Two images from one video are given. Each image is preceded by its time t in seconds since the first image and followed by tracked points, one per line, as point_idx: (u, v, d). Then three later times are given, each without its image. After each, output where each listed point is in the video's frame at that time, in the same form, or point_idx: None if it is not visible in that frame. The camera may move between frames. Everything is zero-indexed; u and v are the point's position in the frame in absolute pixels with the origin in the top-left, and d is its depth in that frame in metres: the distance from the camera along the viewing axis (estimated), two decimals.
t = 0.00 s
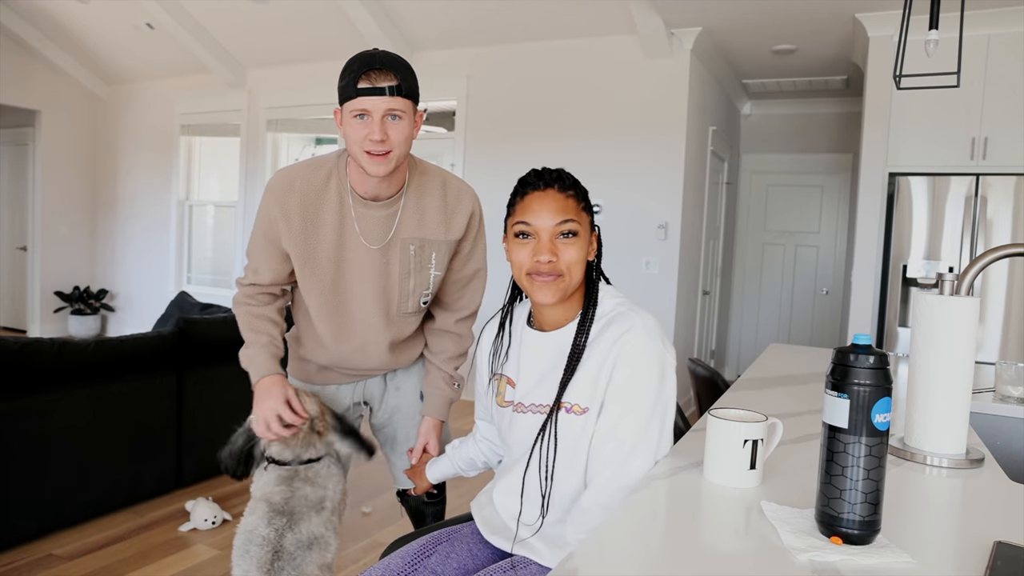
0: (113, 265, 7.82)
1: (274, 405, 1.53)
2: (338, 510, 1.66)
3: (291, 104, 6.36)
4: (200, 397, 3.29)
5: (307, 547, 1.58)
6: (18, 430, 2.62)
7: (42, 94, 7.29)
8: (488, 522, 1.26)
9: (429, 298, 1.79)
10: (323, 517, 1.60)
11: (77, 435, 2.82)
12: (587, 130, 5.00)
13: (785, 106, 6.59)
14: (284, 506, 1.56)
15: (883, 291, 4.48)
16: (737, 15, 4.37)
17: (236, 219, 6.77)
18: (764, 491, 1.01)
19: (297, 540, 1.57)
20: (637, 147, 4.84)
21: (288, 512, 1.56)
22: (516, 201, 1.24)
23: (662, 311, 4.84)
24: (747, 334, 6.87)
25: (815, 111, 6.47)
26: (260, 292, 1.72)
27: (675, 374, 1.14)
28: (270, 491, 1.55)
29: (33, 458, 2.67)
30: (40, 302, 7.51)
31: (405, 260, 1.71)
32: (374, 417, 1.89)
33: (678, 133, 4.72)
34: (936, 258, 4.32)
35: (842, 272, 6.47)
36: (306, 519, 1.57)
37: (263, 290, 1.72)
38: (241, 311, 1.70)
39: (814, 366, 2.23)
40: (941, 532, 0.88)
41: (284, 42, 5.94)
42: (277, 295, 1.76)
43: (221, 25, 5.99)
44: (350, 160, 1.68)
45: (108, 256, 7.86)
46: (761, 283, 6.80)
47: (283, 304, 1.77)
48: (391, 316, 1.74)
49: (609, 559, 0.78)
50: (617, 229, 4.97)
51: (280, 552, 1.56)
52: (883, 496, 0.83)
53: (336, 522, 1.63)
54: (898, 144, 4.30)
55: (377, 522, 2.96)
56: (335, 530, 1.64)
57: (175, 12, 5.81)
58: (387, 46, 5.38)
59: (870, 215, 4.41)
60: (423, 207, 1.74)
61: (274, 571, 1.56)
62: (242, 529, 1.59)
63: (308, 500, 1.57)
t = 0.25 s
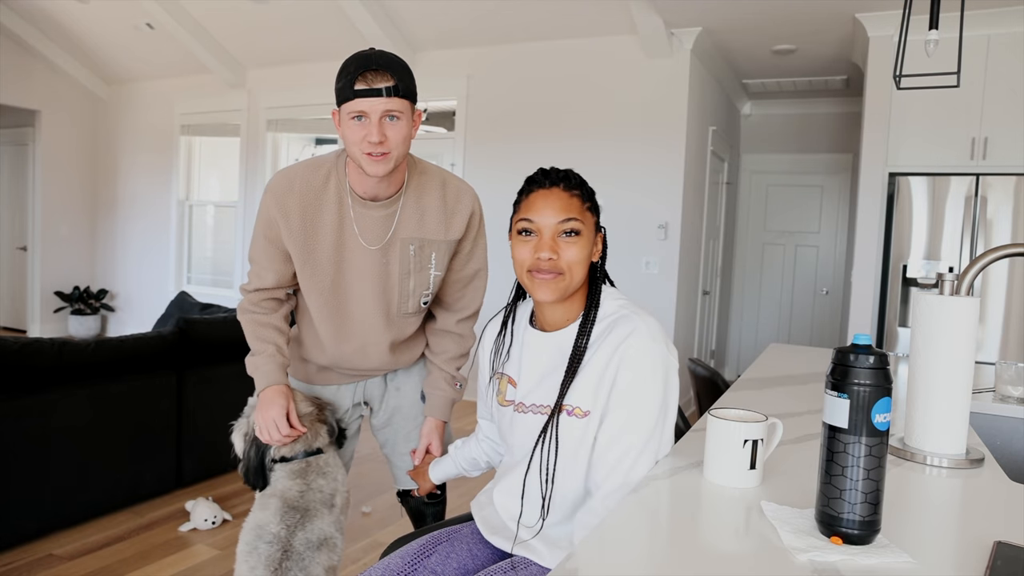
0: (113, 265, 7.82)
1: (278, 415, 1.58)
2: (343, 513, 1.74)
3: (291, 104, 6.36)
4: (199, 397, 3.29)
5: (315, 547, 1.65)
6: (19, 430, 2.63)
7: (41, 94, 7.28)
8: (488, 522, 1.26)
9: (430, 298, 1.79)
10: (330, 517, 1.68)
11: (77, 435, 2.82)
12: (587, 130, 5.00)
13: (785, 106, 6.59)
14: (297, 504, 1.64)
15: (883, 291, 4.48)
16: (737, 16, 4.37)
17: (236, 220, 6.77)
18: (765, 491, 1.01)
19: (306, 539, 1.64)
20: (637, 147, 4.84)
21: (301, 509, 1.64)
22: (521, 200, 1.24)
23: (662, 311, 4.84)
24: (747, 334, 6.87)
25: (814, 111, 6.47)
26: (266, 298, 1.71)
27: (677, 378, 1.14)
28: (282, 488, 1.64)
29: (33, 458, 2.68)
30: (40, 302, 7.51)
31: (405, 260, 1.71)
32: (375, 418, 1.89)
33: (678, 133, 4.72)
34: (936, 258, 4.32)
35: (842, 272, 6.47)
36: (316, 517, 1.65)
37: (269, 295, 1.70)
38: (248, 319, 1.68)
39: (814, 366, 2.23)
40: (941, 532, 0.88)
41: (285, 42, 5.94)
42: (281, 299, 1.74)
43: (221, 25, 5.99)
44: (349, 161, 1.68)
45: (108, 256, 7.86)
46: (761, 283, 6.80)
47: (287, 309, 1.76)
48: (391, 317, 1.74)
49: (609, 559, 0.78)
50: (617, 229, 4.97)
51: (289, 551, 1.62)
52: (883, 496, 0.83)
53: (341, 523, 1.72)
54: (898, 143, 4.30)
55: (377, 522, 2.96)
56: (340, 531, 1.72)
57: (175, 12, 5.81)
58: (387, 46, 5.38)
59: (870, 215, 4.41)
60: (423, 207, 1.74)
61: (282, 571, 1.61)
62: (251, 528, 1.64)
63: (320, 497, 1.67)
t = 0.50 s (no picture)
0: (113, 265, 7.82)
1: (280, 418, 1.59)
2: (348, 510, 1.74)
3: (291, 104, 6.36)
4: (199, 397, 3.29)
5: (324, 545, 1.65)
6: (19, 430, 2.62)
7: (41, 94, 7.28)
8: (488, 522, 1.26)
9: (431, 299, 1.79)
10: (338, 513, 1.69)
11: (77, 435, 2.82)
12: (587, 130, 5.00)
13: (785, 106, 6.59)
14: (307, 500, 1.64)
15: (883, 292, 4.48)
16: (737, 16, 4.37)
17: (236, 220, 6.77)
18: (765, 491, 1.01)
19: (316, 537, 1.64)
20: (637, 147, 4.84)
21: (311, 504, 1.64)
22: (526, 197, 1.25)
23: (661, 310, 4.84)
24: (747, 334, 6.87)
25: (815, 111, 6.47)
26: (267, 301, 1.70)
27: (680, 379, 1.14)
28: (289, 485, 1.64)
29: (33, 458, 2.68)
30: (40, 302, 7.51)
31: (405, 261, 1.72)
32: (375, 418, 1.89)
33: (678, 133, 4.72)
34: (936, 258, 4.32)
35: (842, 272, 6.47)
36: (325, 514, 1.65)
37: (269, 298, 1.70)
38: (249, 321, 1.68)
39: (814, 366, 2.23)
40: (941, 532, 0.88)
41: (285, 42, 5.94)
42: (282, 302, 1.74)
43: (221, 25, 5.99)
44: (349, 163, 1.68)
45: (108, 256, 7.86)
46: (761, 283, 6.80)
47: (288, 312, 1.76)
48: (392, 318, 1.74)
49: (608, 558, 0.78)
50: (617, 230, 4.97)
51: (299, 549, 1.61)
52: (883, 496, 0.83)
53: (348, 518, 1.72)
54: (898, 144, 4.30)
55: (377, 522, 2.97)
56: (347, 528, 1.72)
57: (175, 12, 5.81)
58: (387, 46, 5.38)
59: (870, 215, 4.41)
60: (423, 208, 1.74)
61: (291, 570, 1.61)
62: (261, 524, 1.64)
63: (329, 491, 1.68)
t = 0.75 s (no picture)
0: (113, 265, 7.82)
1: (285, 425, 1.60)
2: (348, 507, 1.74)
3: (291, 104, 6.36)
4: (199, 397, 3.29)
5: (326, 543, 1.65)
6: (18, 430, 2.62)
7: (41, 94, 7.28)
8: (488, 522, 1.26)
9: (431, 299, 1.79)
10: (339, 509, 1.69)
11: (77, 435, 2.82)
12: (587, 130, 5.00)
13: (785, 106, 6.59)
14: (308, 497, 1.65)
15: (883, 292, 4.48)
16: (737, 16, 4.37)
17: (236, 220, 6.77)
18: (765, 491, 1.01)
19: (317, 535, 1.64)
20: (637, 147, 4.84)
21: (312, 502, 1.65)
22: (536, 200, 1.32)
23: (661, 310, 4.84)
24: (747, 333, 6.87)
25: (815, 111, 6.47)
26: (269, 302, 1.70)
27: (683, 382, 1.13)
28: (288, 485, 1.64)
29: (33, 458, 2.68)
30: (40, 302, 7.51)
31: (406, 262, 1.72)
32: (375, 418, 1.90)
33: (679, 133, 4.72)
34: (936, 258, 4.32)
35: (842, 272, 6.47)
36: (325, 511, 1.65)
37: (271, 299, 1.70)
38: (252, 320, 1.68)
39: (814, 366, 2.23)
40: (941, 532, 0.88)
41: (285, 42, 5.94)
42: (283, 302, 1.74)
43: (221, 25, 5.99)
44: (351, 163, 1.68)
45: (108, 256, 7.86)
46: (761, 284, 6.80)
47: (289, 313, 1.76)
48: (392, 318, 1.75)
49: (609, 557, 0.78)
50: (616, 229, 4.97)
51: (301, 548, 1.62)
52: (883, 496, 0.83)
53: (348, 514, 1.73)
54: (898, 143, 4.30)
55: (377, 522, 2.97)
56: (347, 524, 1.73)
57: (175, 12, 5.81)
58: (387, 47, 5.38)
59: (870, 216, 4.41)
60: (424, 209, 1.74)
61: (293, 570, 1.61)
62: (262, 525, 1.63)
63: (330, 487, 1.68)
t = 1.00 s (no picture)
0: (113, 265, 7.82)
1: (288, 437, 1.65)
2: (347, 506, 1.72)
3: (291, 104, 6.36)
4: (199, 396, 3.29)
5: (325, 543, 1.62)
6: (19, 430, 2.62)
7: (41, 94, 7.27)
8: (488, 522, 1.26)
9: (431, 300, 1.79)
10: (337, 507, 1.67)
11: (77, 435, 2.82)
12: (587, 130, 5.00)
13: (785, 106, 6.59)
14: (306, 496, 1.63)
15: (883, 292, 4.48)
16: (737, 15, 4.37)
17: (236, 220, 6.77)
18: (765, 491, 1.01)
19: (317, 534, 1.61)
20: (637, 146, 4.84)
21: (311, 501, 1.63)
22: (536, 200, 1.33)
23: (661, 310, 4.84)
24: (747, 333, 6.87)
25: (815, 111, 6.47)
26: (274, 309, 1.70)
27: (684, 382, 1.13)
28: (285, 482, 1.63)
29: (33, 458, 2.68)
30: (40, 302, 7.51)
31: (406, 262, 1.72)
32: (375, 418, 1.90)
33: (679, 133, 4.72)
34: (936, 258, 4.32)
35: (842, 272, 6.47)
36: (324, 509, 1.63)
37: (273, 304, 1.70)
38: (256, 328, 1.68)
39: (814, 366, 2.23)
40: (942, 532, 0.88)
41: (285, 42, 5.94)
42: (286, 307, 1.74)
43: (221, 25, 5.99)
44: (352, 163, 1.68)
45: (108, 256, 7.86)
46: (761, 284, 6.80)
47: (294, 319, 1.76)
48: (392, 318, 1.75)
49: (610, 557, 0.78)
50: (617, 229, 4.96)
51: (300, 548, 1.59)
52: (883, 496, 0.83)
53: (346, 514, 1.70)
54: (898, 143, 4.30)
55: (377, 522, 2.96)
56: (346, 524, 1.70)
57: (175, 12, 5.81)
58: (387, 47, 5.38)
59: (870, 216, 4.41)
60: (424, 209, 1.74)
61: (292, 570, 1.58)
62: (261, 525, 1.61)
63: (327, 485, 1.67)
